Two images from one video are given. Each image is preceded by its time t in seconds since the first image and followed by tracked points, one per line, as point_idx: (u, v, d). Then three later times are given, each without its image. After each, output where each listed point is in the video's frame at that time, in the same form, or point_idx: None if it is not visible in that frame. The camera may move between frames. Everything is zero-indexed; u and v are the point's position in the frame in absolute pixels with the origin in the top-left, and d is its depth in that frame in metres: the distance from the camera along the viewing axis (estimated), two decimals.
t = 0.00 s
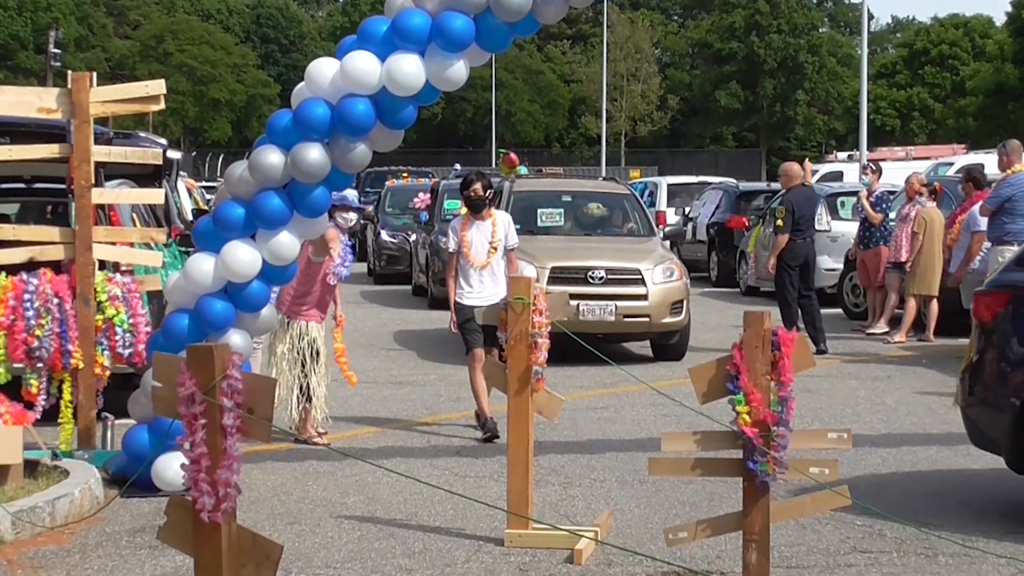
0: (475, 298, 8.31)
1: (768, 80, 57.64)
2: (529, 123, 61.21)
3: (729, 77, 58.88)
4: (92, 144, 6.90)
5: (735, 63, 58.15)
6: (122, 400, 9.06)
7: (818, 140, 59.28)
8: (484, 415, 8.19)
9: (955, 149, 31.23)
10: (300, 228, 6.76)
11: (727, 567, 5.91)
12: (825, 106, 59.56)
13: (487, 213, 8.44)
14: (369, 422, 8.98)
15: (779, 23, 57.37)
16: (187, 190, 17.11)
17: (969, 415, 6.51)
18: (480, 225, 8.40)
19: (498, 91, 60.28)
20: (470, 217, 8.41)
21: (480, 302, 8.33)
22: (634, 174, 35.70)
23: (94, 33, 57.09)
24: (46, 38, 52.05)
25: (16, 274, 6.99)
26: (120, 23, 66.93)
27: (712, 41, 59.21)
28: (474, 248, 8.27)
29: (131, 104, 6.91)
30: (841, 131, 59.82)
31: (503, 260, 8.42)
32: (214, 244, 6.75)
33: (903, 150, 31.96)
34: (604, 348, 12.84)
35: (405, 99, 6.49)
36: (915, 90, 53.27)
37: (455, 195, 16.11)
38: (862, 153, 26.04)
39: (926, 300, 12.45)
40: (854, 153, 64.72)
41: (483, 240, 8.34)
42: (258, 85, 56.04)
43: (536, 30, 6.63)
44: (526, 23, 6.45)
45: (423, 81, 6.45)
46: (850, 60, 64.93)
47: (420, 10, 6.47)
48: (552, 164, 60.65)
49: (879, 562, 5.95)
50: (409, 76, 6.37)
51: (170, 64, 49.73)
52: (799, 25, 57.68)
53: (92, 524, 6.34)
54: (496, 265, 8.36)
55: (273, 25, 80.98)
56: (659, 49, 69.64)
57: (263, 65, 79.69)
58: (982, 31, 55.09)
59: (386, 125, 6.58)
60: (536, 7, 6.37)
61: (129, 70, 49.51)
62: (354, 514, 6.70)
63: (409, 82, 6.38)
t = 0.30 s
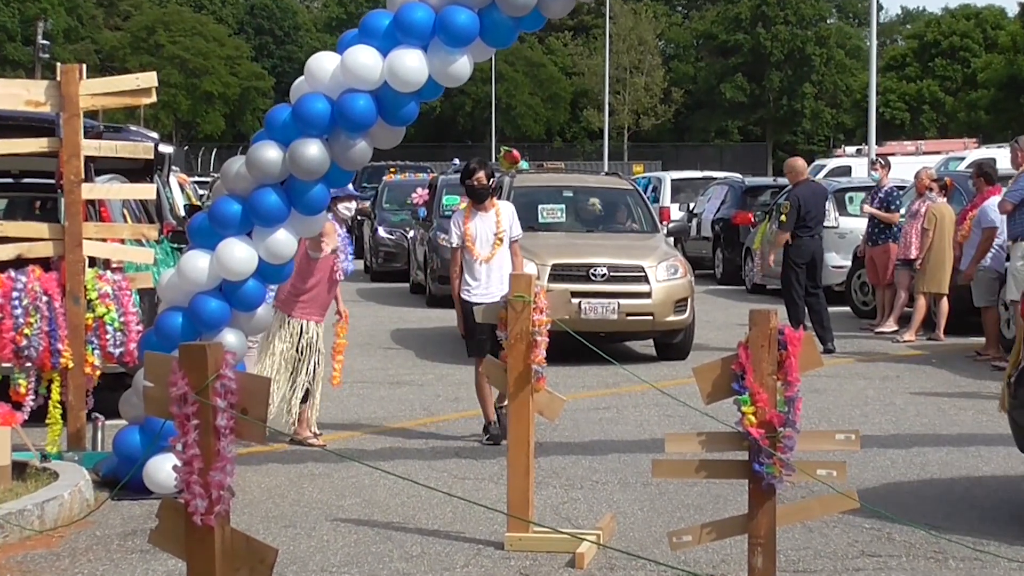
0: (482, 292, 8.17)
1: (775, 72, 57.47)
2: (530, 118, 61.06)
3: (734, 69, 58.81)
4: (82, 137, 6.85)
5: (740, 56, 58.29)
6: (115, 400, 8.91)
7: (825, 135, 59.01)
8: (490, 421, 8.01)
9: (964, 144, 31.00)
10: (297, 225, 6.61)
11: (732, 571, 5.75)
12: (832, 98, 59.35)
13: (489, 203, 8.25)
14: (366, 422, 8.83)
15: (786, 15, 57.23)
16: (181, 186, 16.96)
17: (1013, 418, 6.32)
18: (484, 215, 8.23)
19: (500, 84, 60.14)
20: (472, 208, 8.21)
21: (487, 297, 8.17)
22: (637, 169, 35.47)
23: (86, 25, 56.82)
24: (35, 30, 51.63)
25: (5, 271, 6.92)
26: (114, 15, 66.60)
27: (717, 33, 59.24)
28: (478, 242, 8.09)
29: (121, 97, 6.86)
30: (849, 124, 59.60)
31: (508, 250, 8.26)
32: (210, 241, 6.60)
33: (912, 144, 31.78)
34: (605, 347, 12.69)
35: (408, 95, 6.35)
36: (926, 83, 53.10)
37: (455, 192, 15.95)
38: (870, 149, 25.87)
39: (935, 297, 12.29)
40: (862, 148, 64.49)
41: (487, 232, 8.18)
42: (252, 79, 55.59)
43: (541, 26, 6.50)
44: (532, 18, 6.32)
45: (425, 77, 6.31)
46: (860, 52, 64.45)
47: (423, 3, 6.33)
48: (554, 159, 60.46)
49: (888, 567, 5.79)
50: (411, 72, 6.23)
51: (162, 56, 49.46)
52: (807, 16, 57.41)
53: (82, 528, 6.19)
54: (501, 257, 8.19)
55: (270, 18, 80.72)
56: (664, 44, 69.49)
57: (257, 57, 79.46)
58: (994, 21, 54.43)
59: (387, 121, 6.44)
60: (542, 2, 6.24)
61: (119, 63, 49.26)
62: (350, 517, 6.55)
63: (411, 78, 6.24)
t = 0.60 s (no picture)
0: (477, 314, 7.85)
1: (775, 72, 57.46)
2: (530, 118, 61.18)
3: (734, 69, 58.80)
4: (82, 137, 6.85)
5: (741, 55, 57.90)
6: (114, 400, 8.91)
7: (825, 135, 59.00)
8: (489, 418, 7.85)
9: (965, 143, 30.97)
10: (298, 226, 6.61)
11: (732, 571, 5.75)
12: (832, 98, 59.34)
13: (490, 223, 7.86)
14: (366, 422, 8.83)
15: (786, 14, 57.19)
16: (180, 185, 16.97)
17: None
18: (485, 235, 7.87)
19: (499, 84, 60.18)
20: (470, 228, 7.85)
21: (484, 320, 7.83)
22: (637, 169, 35.46)
23: (86, 25, 56.80)
24: (34, 30, 51.62)
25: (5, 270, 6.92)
26: (114, 15, 66.60)
27: (717, 32, 59.26)
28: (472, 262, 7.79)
29: (121, 97, 6.86)
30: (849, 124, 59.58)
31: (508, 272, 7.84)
32: (211, 241, 6.60)
33: (913, 144, 31.80)
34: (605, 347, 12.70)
35: (410, 96, 6.35)
36: (926, 83, 53.09)
37: (455, 191, 15.95)
38: (870, 149, 25.86)
39: (936, 298, 12.28)
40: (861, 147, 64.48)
41: (485, 253, 7.82)
42: (252, 79, 55.55)
43: (545, 29, 6.51)
44: (536, 20, 6.33)
45: (429, 78, 6.31)
46: (859, 52, 64.52)
47: (427, 5, 6.33)
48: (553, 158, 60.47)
49: (888, 566, 5.79)
50: (414, 73, 6.24)
51: (162, 56, 49.48)
52: (807, 16, 57.40)
53: (81, 528, 6.18)
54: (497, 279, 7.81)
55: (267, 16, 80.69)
56: (664, 43, 69.48)
57: (257, 56, 79.52)
58: (993, 21, 54.09)
59: (390, 122, 6.44)
60: (546, 4, 6.25)
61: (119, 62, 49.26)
62: (350, 516, 6.55)
63: (414, 79, 6.24)
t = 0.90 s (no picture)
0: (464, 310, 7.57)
1: (774, 71, 57.45)
2: (529, 117, 61.17)
3: (734, 69, 58.78)
4: (81, 137, 6.85)
5: (739, 55, 58.22)
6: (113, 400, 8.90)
7: (824, 134, 58.98)
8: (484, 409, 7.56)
9: (964, 143, 30.97)
10: (297, 225, 6.61)
11: (731, 571, 5.74)
12: (831, 98, 59.33)
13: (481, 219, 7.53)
14: (365, 422, 8.82)
15: (786, 14, 57.16)
16: (180, 185, 16.96)
17: None
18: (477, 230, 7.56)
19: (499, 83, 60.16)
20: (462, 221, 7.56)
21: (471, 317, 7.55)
22: (637, 168, 35.46)
23: (85, 24, 56.77)
24: (33, 29, 51.58)
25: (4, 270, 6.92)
26: (113, 15, 66.55)
27: (716, 32, 59.27)
28: (460, 256, 7.53)
29: (121, 96, 6.87)
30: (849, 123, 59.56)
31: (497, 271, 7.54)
32: (210, 240, 6.59)
33: (914, 143, 31.80)
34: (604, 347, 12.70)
35: (409, 95, 6.35)
36: (925, 82, 53.07)
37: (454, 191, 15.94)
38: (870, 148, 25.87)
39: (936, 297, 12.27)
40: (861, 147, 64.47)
41: (471, 249, 7.52)
42: (252, 78, 55.53)
43: (543, 27, 6.51)
44: (534, 19, 6.33)
45: (427, 77, 6.31)
46: (859, 52, 64.61)
47: (426, 4, 6.33)
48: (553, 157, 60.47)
49: (887, 566, 5.79)
50: (412, 72, 6.23)
51: (161, 55, 49.47)
52: (807, 15, 57.39)
53: (80, 528, 6.18)
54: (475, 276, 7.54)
55: (266, 15, 80.61)
56: (664, 43, 69.49)
57: (256, 56, 79.42)
58: (993, 20, 54.34)
59: (388, 121, 6.44)
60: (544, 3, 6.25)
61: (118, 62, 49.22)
62: (350, 516, 6.55)
63: (412, 78, 6.24)
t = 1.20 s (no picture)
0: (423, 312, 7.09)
1: (773, 71, 57.44)
2: (527, 117, 60.98)
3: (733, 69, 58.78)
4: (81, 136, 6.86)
5: (738, 55, 58.15)
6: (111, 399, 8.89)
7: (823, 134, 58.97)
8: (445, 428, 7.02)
9: (963, 142, 30.96)
10: (293, 223, 6.62)
11: (730, 570, 5.74)
12: (831, 98, 59.32)
13: (447, 223, 7.09)
14: (364, 421, 8.82)
15: (785, 14, 57.17)
16: (179, 184, 16.94)
17: None
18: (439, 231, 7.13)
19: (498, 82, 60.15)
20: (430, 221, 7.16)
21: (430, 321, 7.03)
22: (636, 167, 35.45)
23: (84, 23, 56.77)
24: (33, 28, 51.60)
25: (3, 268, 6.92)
26: (113, 14, 66.57)
27: (715, 31, 59.26)
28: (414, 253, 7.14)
29: (120, 95, 6.88)
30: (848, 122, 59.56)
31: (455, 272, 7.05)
32: (207, 239, 6.59)
33: (914, 142, 31.78)
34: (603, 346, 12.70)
35: (403, 92, 6.35)
36: (924, 82, 53.04)
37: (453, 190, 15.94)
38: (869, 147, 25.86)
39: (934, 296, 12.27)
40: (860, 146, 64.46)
41: (427, 248, 7.10)
42: (251, 77, 55.53)
43: (536, 23, 6.51)
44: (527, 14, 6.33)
45: (421, 74, 6.31)
46: (858, 52, 64.59)
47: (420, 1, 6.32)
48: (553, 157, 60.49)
49: (886, 566, 5.78)
50: (407, 69, 6.23)
51: (160, 55, 49.49)
52: (806, 15, 57.37)
53: (79, 527, 6.18)
54: (429, 281, 7.06)
55: (264, 14, 80.58)
56: (664, 42, 69.47)
57: (256, 55, 79.43)
58: (992, 19, 54.39)
59: (383, 118, 6.44)
60: None
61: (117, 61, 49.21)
62: (349, 515, 6.55)
63: (407, 75, 6.23)
